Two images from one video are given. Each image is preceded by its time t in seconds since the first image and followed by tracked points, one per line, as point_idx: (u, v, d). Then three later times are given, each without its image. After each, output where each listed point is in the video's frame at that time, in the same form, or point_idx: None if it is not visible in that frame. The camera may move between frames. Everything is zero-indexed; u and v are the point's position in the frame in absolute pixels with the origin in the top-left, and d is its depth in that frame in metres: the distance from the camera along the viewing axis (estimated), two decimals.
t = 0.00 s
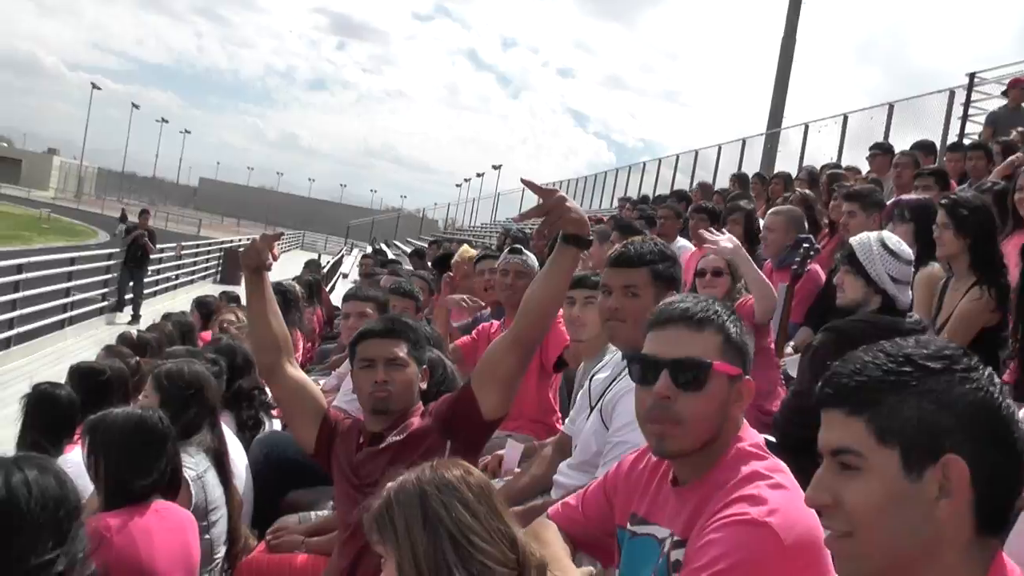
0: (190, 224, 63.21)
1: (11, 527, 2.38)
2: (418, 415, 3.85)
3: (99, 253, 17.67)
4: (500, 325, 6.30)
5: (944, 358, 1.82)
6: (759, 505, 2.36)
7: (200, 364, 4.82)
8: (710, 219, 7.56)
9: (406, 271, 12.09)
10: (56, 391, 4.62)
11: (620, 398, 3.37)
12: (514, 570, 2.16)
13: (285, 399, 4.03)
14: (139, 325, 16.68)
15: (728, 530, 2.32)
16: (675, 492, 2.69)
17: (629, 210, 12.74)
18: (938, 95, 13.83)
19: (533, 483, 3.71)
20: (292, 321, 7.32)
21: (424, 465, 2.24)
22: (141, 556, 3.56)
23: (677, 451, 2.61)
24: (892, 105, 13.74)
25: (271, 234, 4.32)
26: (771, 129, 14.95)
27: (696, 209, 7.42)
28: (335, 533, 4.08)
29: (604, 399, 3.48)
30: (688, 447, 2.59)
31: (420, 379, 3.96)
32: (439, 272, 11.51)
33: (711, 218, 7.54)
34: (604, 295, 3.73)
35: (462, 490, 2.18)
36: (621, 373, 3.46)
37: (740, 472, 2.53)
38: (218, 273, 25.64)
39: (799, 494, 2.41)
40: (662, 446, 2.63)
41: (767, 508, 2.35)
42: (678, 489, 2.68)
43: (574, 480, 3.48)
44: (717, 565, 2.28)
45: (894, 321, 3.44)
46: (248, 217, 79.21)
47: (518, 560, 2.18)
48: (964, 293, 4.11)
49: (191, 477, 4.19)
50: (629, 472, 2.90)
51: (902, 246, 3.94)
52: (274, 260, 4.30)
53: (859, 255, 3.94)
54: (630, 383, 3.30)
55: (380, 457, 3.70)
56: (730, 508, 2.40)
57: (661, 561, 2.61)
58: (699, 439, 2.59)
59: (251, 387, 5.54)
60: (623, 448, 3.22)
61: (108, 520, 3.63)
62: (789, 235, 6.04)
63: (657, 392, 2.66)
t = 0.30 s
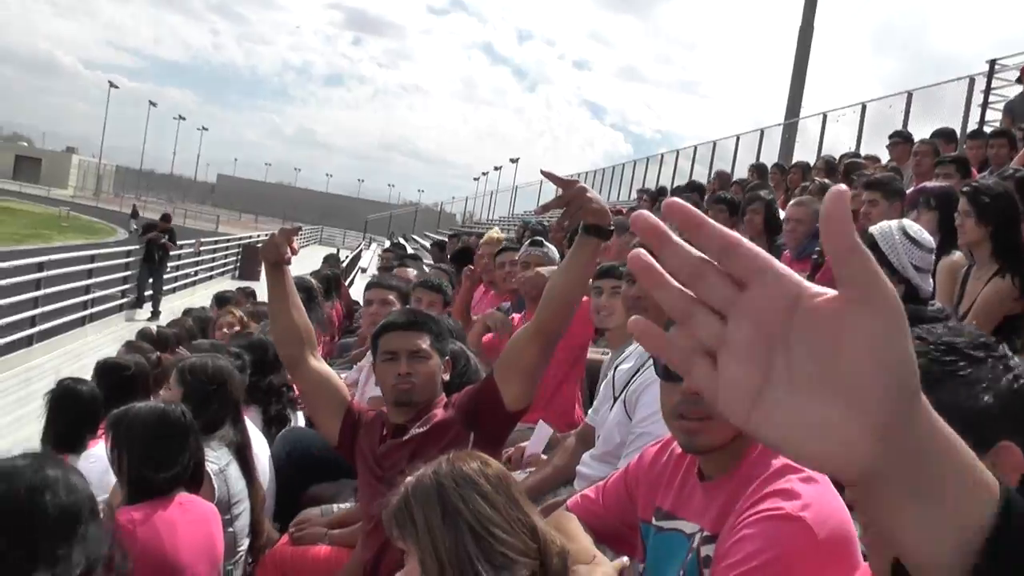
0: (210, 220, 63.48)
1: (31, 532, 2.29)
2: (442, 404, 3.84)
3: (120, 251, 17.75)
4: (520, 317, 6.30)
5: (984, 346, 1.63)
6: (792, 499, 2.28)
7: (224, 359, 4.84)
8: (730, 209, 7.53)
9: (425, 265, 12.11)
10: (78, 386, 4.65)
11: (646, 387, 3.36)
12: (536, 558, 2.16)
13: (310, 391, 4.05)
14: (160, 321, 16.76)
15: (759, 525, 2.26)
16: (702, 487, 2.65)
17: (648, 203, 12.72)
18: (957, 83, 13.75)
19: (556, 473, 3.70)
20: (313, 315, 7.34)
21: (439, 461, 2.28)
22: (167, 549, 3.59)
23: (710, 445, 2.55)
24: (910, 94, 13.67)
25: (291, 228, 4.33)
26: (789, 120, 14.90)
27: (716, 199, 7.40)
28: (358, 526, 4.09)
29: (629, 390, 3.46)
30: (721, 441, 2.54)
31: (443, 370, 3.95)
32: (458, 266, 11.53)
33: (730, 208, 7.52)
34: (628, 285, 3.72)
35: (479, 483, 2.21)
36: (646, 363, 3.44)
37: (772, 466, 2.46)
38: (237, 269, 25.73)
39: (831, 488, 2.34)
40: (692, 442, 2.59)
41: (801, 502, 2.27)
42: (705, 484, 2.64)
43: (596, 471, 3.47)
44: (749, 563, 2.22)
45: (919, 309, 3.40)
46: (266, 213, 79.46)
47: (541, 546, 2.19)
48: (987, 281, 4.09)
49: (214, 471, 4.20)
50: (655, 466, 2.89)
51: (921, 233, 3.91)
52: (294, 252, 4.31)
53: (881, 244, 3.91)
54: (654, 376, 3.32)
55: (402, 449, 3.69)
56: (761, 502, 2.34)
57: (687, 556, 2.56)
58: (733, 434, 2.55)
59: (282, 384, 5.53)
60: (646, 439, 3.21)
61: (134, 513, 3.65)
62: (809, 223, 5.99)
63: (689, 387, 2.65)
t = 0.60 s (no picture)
0: (195, 214, 63.30)
1: None
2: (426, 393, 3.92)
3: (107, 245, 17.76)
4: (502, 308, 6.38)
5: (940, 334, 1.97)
6: (776, 485, 2.43)
7: (212, 352, 4.91)
8: (707, 200, 7.62)
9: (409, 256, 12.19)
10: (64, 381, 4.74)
11: (630, 374, 3.41)
12: (515, 543, 2.24)
13: (295, 383, 4.11)
14: (149, 314, 16.78)
15: (743, 512, 2.39)
16: (686, 471, 2.77)
17: (627, 194, 12.81)
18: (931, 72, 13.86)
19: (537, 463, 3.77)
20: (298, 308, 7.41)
21: (417, 451, 2.33)
22: (156, 541, 3.68)
23: (697, 430, 2.66)
24: (884, 82, 13.78)
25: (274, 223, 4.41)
26: (765, 110, 14.99)
27: (693, 190, 7.49)
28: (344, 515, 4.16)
29: (608, 377, 3.52)
30: (708, 426, 2.66)
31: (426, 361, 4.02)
32: (441, 257, 11.60)
33: (707, 198, 7.61)
34: (609, 274, 3.79)
35: (457, 471, 2.26)
36: (627, 350, 3.51)
37: (755, 453, 2.60)
38: (223, 262, 25.74)
39: (811, 474, 2.50)
40: (679, 426, 2.68)
41: (784, 488, 2.42)
42: (690, 469, 2.76)
43: (577, 458, 3.54)
44: (737, 546, 2.37)
45: (892, 294, 3.45)
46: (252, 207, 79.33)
47: (520, 534, 2.27)
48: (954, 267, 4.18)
49: (198, 464, 4.28)
50: (637, 451, 2.96)
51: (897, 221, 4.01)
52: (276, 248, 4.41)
53: (866, 233, 3.93)
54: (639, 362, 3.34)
55: (388, 439, 3.76)
56: (744, 486, 2.48)
57: (671, 538, 2.69)
58: (717, 421, 2.67)
59: (274, 375, 5.59)
60: (626, 427, 3.28)
61: (124, 507, 3.73)
62: (785, 213, 6.07)
63: (674, 374, 2.72)
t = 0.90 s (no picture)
0: (131, 226, 62.55)
1: None
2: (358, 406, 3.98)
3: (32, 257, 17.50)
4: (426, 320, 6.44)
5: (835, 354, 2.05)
6: (685, 480, 2.53)
7: (139, 364, 4.92)
8: (625, 215, 7.75)
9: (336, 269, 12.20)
10: None
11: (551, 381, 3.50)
12: (428, 550, 2.31)
13: (215, 398, 4.17)
14: (80, 327, 16.56)
15: (655, 504, 2.48)
16: (599, 468, 2.84)
17: (550, 209, 12.95)
18: (846, 92, 14.21)
19: (455, 470, 3.89)
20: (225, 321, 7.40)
21: (330, 465, 2.41)
22: (84, 552, 3.69)
23: (612, 427, 2.74)
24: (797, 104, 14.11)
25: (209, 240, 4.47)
26: (686, 127, 15.26)
27: (611, 206, 7.62)
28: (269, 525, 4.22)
29: (528, 390, 3.59)
30: (625, 422, 2.74)
31: (349, 373, 4.09)
32: (366, 271, 11.64)
33: (625, 214, 7.74)
34: (528, 287, 3.90)
35: (368, 484, 2.34)
36: (547, 360, 3.61)
37: (666, 449, 2.68)
38: (156, 275, 25.48)
39: (719, 471, 2.59)
40: (594, 423, 2.75)
41: (692, 483, 2.51)
42: (602, 466, 2.83)
43: (497, 464, 3.65)
44: (648, 537, 2.45)
45: (802, 306, 3.42)
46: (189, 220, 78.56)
47: (433, 541, 2.34)
48: (859, 280, 4.31)
49: (125, 476, 4.30)
50: (550, 453, 3.06)
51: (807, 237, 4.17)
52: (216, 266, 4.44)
53: (780, 248, 4.07)
54: (558, 372, 3.45)
55: (312, 451, 3.84)
56: (655, 481, 2.56)
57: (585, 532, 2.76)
58: (633, 417, 2.75)
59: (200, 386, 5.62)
60: (543, 436, 3.37)
61: (51, 521, 3.74)
62: (702, 228, 6.20)
63: (591, 374, 2.79)
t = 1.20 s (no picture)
0: (56, 232, 61.50)
1: None
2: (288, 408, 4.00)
3: None
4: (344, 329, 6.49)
5: (700, 365, 1.92)
6: (593, 467, 2.60)
7: (55, 373, 4.91)
8: (538, 227, 7.86)
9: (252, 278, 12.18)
10: None
11: (464, 386, 3.61)
12: (329, 552, 2.38)
13: (141, 409, 4.26)
14: None
15: (564, 487, 2.54)
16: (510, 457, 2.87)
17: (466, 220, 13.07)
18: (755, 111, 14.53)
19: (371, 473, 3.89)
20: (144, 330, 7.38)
21: (232, 475, 2.47)
22: None
23: (527, 416, 2.78)
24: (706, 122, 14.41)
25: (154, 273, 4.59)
26: (600, 142, 15.48)
27: (525, 217, 7.73)
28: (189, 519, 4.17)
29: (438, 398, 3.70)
30: (538, 412, 2.79)
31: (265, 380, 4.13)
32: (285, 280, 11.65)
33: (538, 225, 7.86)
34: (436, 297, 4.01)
35: (270, 492, 2.41)
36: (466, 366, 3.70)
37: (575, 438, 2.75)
38: (82, 283, 25.14)
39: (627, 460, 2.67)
40: (510, 413, 2.80)
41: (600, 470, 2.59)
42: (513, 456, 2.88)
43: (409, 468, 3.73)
44: (556, 516, 2.50)
45: (704, 314, 3.55)
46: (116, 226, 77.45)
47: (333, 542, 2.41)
48: (759, 289, 4.43)
49: (42, 485, 4.31)
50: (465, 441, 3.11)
51: (710, 250, 4.31)
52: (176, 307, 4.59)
53: (679, 258, 4.21)
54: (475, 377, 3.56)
55: (233, 455, 3.88)
56: (572, 468, 2.60)
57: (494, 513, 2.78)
58: (546, 409, 2.80)
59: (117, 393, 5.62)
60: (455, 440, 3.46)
61: None
62: (616, 237, 6.38)
63: (507, 367, 2.86)
